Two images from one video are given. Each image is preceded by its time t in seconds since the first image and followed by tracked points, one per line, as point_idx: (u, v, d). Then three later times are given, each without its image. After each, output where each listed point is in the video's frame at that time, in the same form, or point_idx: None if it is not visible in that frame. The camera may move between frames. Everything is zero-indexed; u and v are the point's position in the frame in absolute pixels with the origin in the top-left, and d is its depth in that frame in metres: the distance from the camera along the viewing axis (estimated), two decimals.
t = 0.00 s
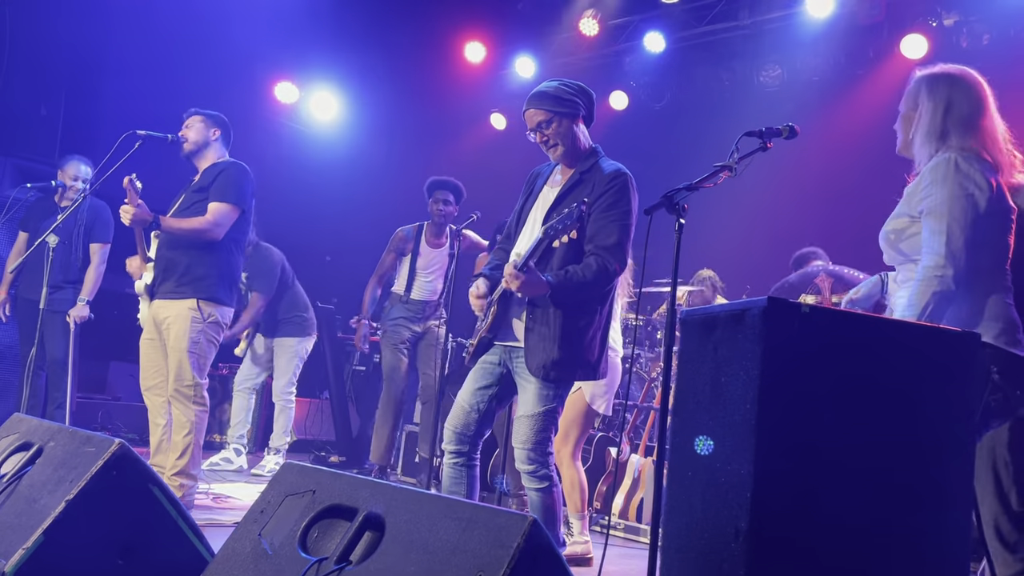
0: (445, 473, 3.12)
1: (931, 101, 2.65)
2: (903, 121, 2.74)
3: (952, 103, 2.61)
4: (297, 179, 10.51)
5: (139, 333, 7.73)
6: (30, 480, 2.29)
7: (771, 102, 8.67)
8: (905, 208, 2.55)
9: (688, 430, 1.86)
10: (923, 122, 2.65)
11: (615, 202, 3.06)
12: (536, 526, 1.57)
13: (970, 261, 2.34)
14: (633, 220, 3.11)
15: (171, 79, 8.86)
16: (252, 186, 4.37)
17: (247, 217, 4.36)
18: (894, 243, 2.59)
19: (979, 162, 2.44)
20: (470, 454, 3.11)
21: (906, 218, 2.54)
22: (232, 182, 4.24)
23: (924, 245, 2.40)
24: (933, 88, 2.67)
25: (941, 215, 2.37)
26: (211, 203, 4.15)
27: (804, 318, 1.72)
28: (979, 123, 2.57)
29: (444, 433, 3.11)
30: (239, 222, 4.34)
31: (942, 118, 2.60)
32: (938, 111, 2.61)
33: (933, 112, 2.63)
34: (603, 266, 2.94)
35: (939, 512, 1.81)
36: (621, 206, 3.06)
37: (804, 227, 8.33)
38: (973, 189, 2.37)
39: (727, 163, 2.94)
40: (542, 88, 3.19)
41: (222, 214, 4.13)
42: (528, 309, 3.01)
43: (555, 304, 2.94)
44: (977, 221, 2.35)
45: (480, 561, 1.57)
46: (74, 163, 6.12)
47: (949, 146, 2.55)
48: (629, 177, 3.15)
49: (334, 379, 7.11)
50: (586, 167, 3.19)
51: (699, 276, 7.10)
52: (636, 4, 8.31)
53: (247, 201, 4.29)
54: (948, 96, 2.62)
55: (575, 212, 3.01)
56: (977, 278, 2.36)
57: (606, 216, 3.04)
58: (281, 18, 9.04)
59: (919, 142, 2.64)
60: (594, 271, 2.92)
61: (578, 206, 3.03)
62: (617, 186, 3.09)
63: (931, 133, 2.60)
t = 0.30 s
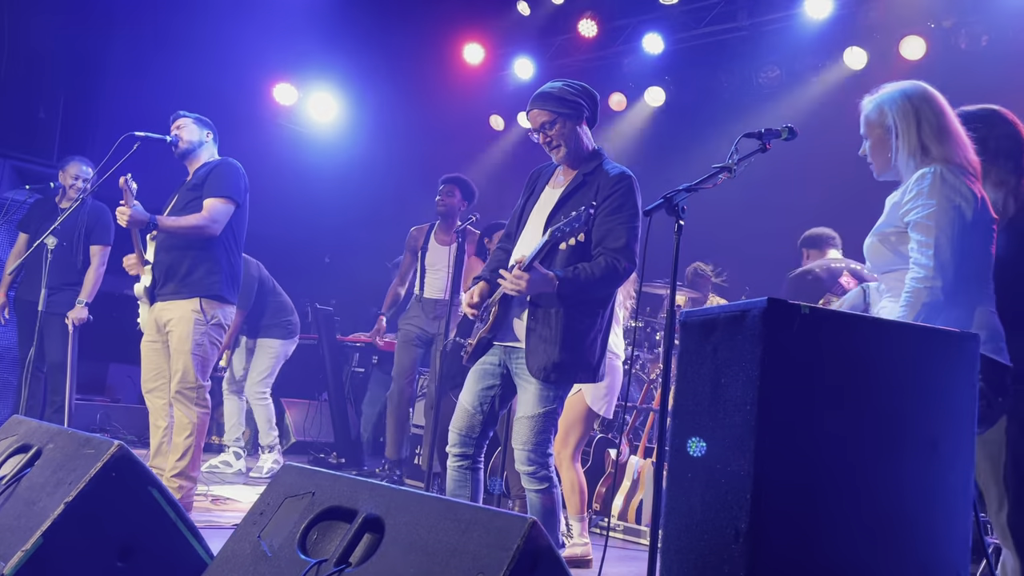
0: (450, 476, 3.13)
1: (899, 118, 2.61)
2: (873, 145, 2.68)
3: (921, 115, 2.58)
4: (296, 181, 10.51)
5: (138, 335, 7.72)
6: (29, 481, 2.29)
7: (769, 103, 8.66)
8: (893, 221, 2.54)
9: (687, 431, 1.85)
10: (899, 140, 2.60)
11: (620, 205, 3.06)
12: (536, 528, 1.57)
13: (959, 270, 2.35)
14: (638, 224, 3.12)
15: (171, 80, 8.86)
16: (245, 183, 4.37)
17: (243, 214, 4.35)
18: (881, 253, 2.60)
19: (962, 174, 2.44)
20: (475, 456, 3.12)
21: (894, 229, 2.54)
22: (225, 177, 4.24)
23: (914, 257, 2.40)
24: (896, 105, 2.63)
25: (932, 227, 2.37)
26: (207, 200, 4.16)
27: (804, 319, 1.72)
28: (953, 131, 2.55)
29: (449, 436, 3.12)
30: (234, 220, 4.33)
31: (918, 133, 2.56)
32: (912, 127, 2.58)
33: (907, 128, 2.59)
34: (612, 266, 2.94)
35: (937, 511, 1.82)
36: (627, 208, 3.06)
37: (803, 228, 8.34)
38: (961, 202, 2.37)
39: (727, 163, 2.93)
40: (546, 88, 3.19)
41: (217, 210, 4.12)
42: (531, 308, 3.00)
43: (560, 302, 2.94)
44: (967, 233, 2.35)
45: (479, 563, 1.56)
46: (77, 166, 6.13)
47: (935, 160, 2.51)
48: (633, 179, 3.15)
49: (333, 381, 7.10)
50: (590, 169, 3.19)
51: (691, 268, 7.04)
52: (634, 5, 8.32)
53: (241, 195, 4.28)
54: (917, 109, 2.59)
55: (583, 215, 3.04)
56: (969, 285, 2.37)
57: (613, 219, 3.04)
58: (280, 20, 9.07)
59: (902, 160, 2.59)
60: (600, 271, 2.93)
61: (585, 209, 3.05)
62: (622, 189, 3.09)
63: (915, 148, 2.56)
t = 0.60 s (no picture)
0: (446, 478, 3.12)
1: (886, 122, 2.64)
2: (856, 146, 2.70)
3: (905, 121, 2.62)
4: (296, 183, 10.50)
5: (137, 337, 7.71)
6: (27, 484, 2.29)
7: (767, 105, 8.67)
8: (868, 228, 2.56)
9: (685, 432, 1.86)
10: (883, 145, 2.64)
11: (622, 211, 3.06)
12: (534, 530, 1.57)
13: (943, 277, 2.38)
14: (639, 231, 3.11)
15: (171, 81, 8.85)
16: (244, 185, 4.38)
17: (242, 215, 4.35)
18: (856, 261, 2.61)
19: (938, 182, 2.49)
20: (471, 458, 3.11)
21: (869, 236, 2.56)
22: (223, 177, 4.25)
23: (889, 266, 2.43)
24: (883, 108, 2.66)
25: (906, 236, 2.40)
26: (205, 201, 4.16)
27: (802, 321, 1.72)
28: (934, 140, 2.59)
29: (445, 437, 3.12)
30: (233, 222, 4.33)
31: (901, 139, 2.60)
32: (896, 135, 2.61)
33: (891, 134, 2.63)
34: (612, 281, 2.96)
35: (936, 511, 1.82)
36: (629, 215, 3.06)
37: (801, 229, 8.33)
38: (934, 211, 2.40)
39: (724, 166, 2.92)
40: (548, 94, 3.20)
41: (215, 211, 4.13)
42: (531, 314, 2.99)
43: (560, 311, 2.94)
44: (941, 240, 2.38)
45: (478, 566, 1.56)
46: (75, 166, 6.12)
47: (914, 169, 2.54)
48: (635, 185, 3.15)
49: (332, 383, 7.09)
50: (591, 173, 3.19)
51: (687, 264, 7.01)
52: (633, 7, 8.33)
53: (241, 196, 4.29)
54: (903, 117, 2.62)
55: (598, 238, 2.95)
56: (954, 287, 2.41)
57: (615, 225, 3.04)
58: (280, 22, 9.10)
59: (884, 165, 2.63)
60: (601, 286, 2.95)
61: (602, 231, 2.96)
62: (623, 195, 3.09)
63: (896, 155, 2.59)
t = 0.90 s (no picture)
0: (444, 481, 3.12)
1: (896, 115, 2.65)
2: (867, 135, 2.73)
3: (917, 115, 2.62)
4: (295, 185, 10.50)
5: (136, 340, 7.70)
6: (26, 487, 2.29)
7: (766, 108, 8.69)
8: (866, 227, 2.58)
9: (684, 435, 1.86)
10: (891, 138, 2.65)
11: (622, 219, 3.05)
12: (533, 533, 1.57)
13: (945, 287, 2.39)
14: (638, 240, 3.11)
15: (170, 83, 8.85)
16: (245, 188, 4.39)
17: (241, 218, 4.36)
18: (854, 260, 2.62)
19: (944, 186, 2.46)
20: (469, 461, 3.10)
21: (867, 236, 2.57)
22: (223, 179, 4.27)
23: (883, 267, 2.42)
24: (896, 101, 2.67)
25: (901, 241, 2.39)
26: (205, 202, 4.17)
27: (799, 324, 1.73)
28: (945, 134, 2.59)
29: (442, 439, 3.12)
30: (233, 226, 4.34)
31: (908, 131, 2.61)
32: (905, 130, 2.61)
33: (902, 129, 2.63)
34: (606, 287, 2.95)
35: (936, 511, 1.82)
36: (629, 223, 3.06)
37: (800, 231, 8.32)
38: (932, 219, 2.38)
39: (721, 169, 2.92)
40: (555, 99, 3.24)
41: (215, 214, 4.14)
42: (527, 317, 3.02)
43: (553, 316, 2.94)
44: (933, 250, 2.37)
45: (475, 569, 1.57)
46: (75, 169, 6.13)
47: (916, 164, 2.55)
48: (639, 195, 3.14)
49: (332, 385, 7.08)
50: (595, 180, 3.20)
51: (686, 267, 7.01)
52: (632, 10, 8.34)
53: (241, 200, 4.30)
54: (917, 114, 2.62)
55: (586, 235, 3.00)
56: (954, 292, 2.40)
57: (613, 231, 3.03)
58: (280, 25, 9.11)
59: (887, 159, 2.64)
60: (595, 291, 2.94)
61: (590, 229, 3.01)
62: (624, 204, 3.09)
63: (900, 149, 2.60)
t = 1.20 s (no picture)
0: (444, 484, 3.12)
1: (912, 114, 2.64)
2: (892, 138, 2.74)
3: (933, 110, 2.60)
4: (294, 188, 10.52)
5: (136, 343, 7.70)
6: (27, 491, 2.29)
7: (766, 110, 8.69)
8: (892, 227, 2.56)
9: (684, 437, 1.87)
10: (910, 136, 2.64)
11: (625, 224, 3.05)
12: (534, 536, 1.58)
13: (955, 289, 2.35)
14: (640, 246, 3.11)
15: (170, 86, 8.86)
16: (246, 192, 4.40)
17: (242, 221, 4.37)
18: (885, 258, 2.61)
19: (970, 181, 2.42)
20: (468, 464, 3.10)
21: (893, 235, 2.55)
22: (224, 182, 4.28)
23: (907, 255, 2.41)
24: (911, 100, 2.66)
25: (926, 241, 2.36)
26: (206, 205, 4.18)
27: (798, 327, 1.73)
28: (967, 124, 2.54)
29: (442, 442, 3.12)
30: (234, 229, 4.35)
31: (927, 129, 2.58)
32: (921, 125, 2.60)
33: (917, 124, 2.62)
34: (608, 289, 2.96)
35: (936, 509, 1.83)
36: (631, 227, 3.06)
37: (799, 234, 8.32)
38: (959, 222, 2.35)
39: (721, 171, 2.92)
40: (560, 103, 3.25)
41: (216, 218, 4.14)
42: (528, 316, 3.02)
43: (553, 313, 2.95)
44: (957, 251, 2.33)
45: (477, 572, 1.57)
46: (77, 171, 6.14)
47: (936, 157, 2.54)
48: (642, 202, 3.14)
49: (332, 388, 7.08)
50: (599, 184, 3.20)
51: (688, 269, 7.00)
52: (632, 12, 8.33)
53: (242, 203, 4.31)
54: (929, 106, 2.60)
55: (588, 235, 2.99)
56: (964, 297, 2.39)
57: (615, 234, 3.04)
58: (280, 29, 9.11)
59: (911, 158, 2.62)
60: (596, 293, 2.94)
61: (591, 228, 3.00)
62: (627, 209, 3.08)
63: (921, 147, 2.58)
